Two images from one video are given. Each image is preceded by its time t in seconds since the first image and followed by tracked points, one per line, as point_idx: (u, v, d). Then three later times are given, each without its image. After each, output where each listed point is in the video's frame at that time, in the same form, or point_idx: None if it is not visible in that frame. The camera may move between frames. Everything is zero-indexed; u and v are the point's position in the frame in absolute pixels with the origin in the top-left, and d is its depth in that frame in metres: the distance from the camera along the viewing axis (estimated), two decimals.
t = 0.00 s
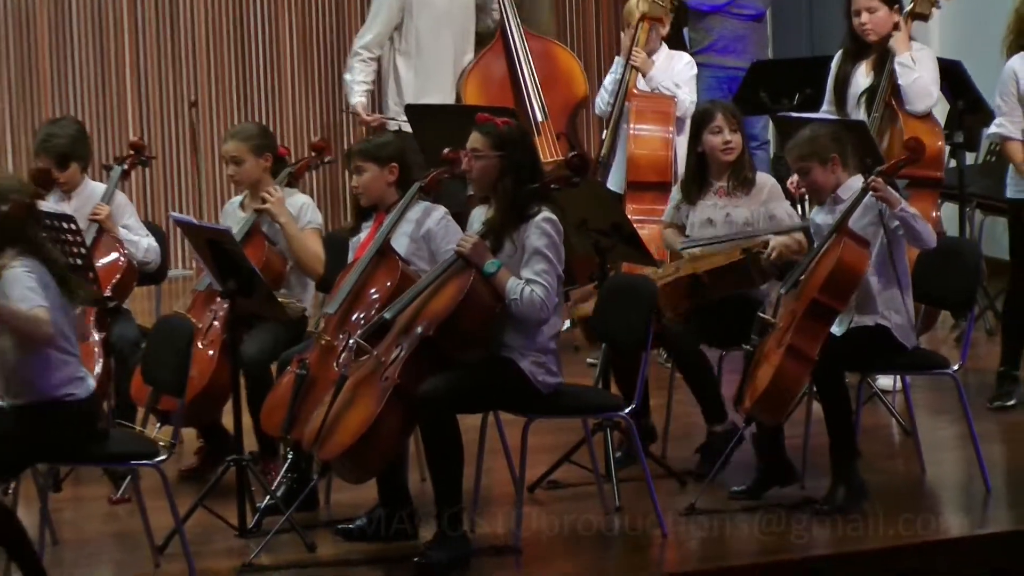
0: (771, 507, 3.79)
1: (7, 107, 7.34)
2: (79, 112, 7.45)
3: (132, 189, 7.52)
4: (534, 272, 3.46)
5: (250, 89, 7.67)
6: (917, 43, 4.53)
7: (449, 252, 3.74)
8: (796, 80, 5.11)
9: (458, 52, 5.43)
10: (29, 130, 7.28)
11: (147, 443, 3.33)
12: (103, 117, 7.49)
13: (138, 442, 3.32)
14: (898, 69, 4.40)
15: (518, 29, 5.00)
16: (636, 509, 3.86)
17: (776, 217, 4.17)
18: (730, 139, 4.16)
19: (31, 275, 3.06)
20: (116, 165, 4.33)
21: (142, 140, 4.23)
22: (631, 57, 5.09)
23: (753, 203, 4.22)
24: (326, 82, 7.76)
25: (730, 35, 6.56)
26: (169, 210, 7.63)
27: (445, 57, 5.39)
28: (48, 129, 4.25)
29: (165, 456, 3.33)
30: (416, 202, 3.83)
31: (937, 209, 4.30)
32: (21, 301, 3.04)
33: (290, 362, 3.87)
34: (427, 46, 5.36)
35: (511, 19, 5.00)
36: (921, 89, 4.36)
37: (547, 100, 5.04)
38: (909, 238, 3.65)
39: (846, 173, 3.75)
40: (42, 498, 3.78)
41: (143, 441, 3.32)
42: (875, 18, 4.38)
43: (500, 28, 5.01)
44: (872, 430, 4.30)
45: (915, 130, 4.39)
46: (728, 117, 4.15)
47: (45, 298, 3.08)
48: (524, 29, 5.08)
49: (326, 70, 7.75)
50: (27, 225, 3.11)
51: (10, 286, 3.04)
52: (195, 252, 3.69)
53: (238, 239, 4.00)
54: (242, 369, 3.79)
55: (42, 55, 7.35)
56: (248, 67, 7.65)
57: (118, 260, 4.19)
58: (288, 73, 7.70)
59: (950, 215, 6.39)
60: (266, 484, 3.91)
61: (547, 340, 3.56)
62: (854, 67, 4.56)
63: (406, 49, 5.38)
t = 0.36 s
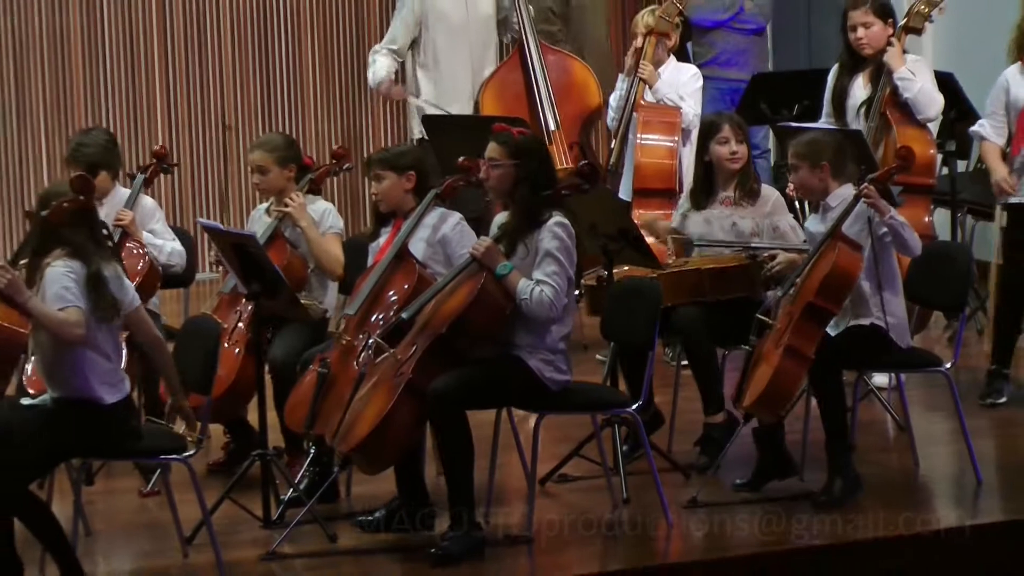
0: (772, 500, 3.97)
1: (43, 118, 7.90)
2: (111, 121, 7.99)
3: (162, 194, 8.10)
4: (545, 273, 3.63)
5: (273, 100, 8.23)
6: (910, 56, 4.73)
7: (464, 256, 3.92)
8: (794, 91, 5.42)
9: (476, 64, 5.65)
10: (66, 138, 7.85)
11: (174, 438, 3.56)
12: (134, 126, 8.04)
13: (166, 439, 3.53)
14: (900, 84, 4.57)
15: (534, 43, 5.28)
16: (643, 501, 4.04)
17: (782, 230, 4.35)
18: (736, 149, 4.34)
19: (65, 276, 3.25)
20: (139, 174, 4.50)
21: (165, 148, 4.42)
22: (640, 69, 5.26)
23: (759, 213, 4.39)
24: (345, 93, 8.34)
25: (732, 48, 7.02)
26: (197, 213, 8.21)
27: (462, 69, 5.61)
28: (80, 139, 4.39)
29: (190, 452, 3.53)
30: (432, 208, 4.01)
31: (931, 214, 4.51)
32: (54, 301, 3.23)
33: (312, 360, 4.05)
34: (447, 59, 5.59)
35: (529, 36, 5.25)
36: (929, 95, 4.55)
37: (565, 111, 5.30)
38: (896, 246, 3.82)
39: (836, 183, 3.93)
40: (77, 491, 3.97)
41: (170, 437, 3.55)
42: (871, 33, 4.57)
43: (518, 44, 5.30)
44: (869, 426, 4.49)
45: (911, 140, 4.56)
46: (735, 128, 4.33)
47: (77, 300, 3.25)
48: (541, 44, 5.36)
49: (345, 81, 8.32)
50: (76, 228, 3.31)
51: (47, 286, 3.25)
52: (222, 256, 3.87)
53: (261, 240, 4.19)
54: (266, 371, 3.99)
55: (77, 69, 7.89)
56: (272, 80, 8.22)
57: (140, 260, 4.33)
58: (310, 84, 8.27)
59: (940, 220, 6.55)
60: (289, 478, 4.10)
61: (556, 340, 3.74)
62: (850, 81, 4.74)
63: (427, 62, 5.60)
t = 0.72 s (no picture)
0: (761, 493, 4.16)
1: (65, 126, 8.23)
2: (129, 131, 8.31)
3: (178, 198, 8.43)
4: (545, 278, 3.82)
5: (284, 111, 8.58)
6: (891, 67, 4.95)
7: (466, 260, 4.11)
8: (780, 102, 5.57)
9: (480, 75, 5.87)
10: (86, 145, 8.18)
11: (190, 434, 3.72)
12: (151, 135, 8.35)
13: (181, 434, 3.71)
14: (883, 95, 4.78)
15: (539, 58, 5.58)
16: (636, 494, 4.23)
17: (769, 240, 4.59)
18: (723, 163, 4.52)
19: (88, 280, 3.43)
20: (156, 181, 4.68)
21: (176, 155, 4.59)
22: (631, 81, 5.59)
23: (747, 223, 4.60)
24: (353, 103, 8.69)
25: (720, 63, 7.19)
26: (211, 218, 8.53)
27: (466, 79, 5.84)
28: (102, 147, 4.58)
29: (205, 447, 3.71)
30: (436, 214, 4.21)
31: (910, 221, 4.76)
32: (77, 304, 3.42)
33: (321, 360, 4.25)
34: (451, 70, 5.81)
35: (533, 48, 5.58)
36: (912, 107, 4.77)
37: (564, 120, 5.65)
38: (874, 251, 4.05)
39: (818, 191, 4.12)
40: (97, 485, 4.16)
41: (185, 433, 3.72)
42: (848, 44, 4.87)
43: (524, 58, 5.59)
44: (852, 424, 4.69)
45: (890, 149, 4.78)
46: (722, 143, 4.50)
47: (99, 303, 3.43)
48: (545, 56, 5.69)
49: (352, 92, 8.68)
50: (102, 232, 3.48)
51: (71, 289, 3.44)
52: (235, 259, 4.05)
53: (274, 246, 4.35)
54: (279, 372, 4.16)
55: (97, 82, 8.23)
56: (283, 90, 8.56)
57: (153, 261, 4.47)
58: (319, 96, 8.62)
59: (922, 225, 6.74)
60: (300, 472, 4.30)
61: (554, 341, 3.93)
62: (830, 94, 4.98)
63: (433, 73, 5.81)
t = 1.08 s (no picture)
0: (754, 490, 4.33)
1: (83, 137, 8.24)
2: (146, 143, 8.32)
3: (194, 208, 8.45)
4: (546, 283, 3.99)
5: (297, 124, 8.59)
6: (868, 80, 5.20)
7: (471, 266, 4.29)
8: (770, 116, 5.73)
9: (489, 86, 6.05)
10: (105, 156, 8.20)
11: (207, 433, 3.89)
12: (168, 146, 8.37)
13: (198, 433, 3.86)
14: (864, 112, 5.06)
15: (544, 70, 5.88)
16: (635, 491, 4.40)
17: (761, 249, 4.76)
18: (718, 176, 4.69)
19: (121, 281, 3.61)
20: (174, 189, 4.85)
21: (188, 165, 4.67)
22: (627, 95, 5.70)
23: (741, 233, 4.78)
24: (365, 115, 8.69)
25: (715, 77, 7.22)
26: (226, 227, 8.54)
27: (476, 90, 6.03)
28: (128, 156, 4.75)
29: (221, 445, 3.87)
30: (442, 222, 4.38)
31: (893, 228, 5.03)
32: (110, 304, 3.60)
33: (332, 362, 4.43)
34: (463, 82, 6.00)
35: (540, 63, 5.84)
36: (890, 124, 5.06)
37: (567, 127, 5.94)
38: (847, 251, 4.22)
39: (793, 204, 4.23)
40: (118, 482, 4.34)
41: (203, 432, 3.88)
42: (827, 54, 5.12)
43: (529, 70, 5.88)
44: (842, 424, 4.86)
45: (870, 159, 5.04)
46: (718, 157, 4.69)
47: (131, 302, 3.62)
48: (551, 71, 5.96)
49: (363, 106, 8.68)
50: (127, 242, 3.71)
51: (105, 291, 3.61)
52: (249, 266, 4.23)
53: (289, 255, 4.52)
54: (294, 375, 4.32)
55: (115, 93, 8.24)
56: (296, 102, 8.57)
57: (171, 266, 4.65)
58: (330, 109, 8.62)
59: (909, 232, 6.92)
60: (311, 470, 4.48)
61: (555, 344, 4.10)
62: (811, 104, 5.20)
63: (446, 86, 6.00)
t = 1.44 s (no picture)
0: (765, 485, 4.41)
1: (105, 138, 8.14)
2: (167, 142, 8.23)
3: (215, 208, 8.34)
4: (560, 280, 4.08)
5: (316, 123, 8.48)
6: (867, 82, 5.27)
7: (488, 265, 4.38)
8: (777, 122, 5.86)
9: (504, 89, 6.14)
10: (128, 156, 8.12)
11: (228, 430, 3.99)
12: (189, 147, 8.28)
13: (219, 429, 3.96)
14: (867, 116, 5.16)
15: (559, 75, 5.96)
16: (648, 485, 4.49)
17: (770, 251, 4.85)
18: (713, 182, 4.87)
19: (173, 288, 3.75)
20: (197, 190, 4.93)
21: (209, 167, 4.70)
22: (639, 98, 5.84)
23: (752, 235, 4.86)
24: (384, 115, 8.57)
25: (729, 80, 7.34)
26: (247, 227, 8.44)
27: (492, 94, 6.11)
28: (152, 157, 4.84)
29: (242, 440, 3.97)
30: (459, 222, 4.46)
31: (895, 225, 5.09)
32: (160, 308, 3.72)
33: (351, 360, 4.51)
34: (480, 85, 6.09)
35: (554, 66, 5.92)
36: (892, 127, 5.17)
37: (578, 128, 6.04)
38: (826, 232, 4.32)
39: (771, 186, 4.38)
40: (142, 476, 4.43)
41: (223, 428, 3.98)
42: (823, 56, 5.18)
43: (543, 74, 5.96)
44: (852, 420, 4.94)
45: (869, 160, 5.10)
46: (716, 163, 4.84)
47: (184, 305, 3.75)
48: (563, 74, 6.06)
49: (381, 107, 8.55)
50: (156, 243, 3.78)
51: (154, 295, 3.74)
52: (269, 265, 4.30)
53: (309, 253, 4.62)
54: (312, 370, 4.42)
55: (136, 92, 8.16)
56: (316, 102, 8.47)
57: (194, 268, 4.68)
58: (348, 108, 8.51)
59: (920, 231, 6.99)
60: (331, 465, 4.57)
61: (569, 341, 4.19)
62: (808, 105, 5.28)
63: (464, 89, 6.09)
